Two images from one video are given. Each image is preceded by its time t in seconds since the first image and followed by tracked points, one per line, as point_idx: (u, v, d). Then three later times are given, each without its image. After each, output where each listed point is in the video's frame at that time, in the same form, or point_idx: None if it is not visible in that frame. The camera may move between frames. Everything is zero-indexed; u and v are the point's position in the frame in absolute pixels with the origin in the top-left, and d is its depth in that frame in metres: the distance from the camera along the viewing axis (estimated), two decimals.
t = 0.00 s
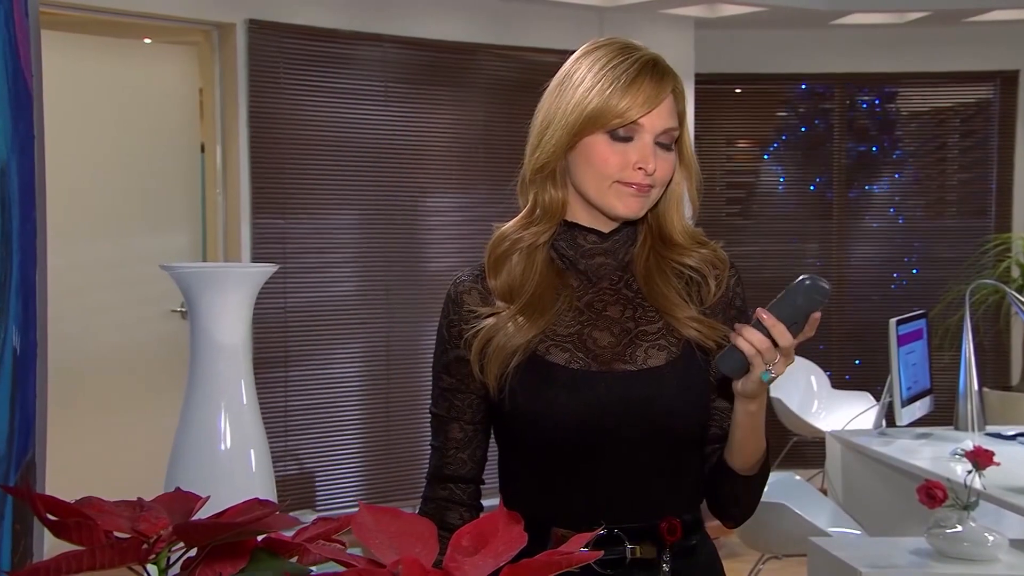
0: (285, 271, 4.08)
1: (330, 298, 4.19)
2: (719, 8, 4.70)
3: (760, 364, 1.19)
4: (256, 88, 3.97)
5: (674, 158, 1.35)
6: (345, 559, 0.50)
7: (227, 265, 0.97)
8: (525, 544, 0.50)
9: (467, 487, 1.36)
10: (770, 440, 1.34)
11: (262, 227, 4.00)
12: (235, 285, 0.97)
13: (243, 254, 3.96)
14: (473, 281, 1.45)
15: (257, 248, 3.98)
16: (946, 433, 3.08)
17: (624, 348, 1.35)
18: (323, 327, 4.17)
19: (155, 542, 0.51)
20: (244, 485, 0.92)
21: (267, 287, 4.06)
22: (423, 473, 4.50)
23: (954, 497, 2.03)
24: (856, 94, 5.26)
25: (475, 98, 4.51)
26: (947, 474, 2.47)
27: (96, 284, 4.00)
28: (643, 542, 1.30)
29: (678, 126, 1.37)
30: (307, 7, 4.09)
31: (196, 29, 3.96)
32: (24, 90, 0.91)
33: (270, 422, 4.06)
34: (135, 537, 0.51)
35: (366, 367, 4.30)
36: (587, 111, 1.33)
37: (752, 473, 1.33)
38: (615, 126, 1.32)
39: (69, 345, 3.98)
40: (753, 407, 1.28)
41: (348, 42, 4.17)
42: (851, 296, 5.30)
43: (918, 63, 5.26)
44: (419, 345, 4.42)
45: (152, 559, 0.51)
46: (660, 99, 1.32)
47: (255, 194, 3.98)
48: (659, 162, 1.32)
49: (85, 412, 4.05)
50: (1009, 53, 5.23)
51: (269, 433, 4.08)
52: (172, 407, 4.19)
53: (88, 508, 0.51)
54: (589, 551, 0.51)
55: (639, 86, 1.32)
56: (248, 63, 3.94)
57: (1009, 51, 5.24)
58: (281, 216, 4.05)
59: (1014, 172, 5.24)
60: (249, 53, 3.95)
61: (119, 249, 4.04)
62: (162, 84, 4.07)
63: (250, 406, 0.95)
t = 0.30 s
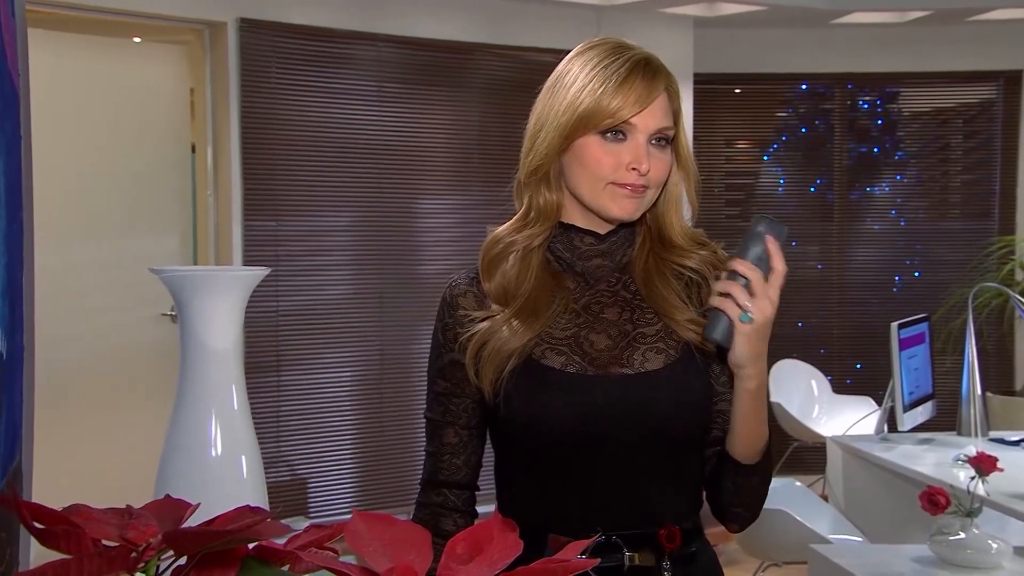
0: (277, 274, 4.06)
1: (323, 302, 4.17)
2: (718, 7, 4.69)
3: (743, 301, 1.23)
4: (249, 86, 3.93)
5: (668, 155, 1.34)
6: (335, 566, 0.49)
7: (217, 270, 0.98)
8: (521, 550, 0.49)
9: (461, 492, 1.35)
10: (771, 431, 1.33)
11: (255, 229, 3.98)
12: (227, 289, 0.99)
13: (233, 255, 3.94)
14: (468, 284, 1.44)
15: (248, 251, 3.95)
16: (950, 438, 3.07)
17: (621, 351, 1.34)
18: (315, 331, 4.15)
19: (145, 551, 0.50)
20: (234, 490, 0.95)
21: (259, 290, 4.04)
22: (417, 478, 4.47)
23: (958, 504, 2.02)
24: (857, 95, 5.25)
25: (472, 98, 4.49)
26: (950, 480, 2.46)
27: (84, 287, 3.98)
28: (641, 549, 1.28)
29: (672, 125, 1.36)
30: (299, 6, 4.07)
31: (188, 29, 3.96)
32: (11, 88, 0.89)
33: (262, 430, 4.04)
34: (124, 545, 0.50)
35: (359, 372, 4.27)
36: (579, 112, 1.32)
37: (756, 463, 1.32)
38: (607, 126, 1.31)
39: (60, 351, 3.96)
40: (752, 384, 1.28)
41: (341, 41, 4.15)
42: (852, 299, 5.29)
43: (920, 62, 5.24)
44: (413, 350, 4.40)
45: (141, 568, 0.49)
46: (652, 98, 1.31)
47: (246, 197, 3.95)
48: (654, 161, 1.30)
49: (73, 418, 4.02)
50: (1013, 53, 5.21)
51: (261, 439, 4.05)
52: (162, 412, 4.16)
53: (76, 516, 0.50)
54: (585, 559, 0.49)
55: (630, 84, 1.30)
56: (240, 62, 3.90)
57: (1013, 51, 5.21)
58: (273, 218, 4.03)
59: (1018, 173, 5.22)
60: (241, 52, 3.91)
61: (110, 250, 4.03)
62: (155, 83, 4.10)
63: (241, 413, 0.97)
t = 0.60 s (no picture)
0: (267, 276, 4.04)
1: (315, 304, 4.15)
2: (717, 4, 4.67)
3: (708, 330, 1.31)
4: (237, 84, 3.93)
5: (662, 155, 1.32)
6: None
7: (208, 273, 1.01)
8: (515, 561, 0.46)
9: (454, 498, 1.33)
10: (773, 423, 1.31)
11: (245, 230, 3.97)
12: (220, 291, 1.02)
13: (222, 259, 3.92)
14: (461, 286, 1.42)
15: (238, 253, 3.95)
16: (952, 443, 3.05)
17: (616, 353, 1.33)
18: (306, 334, 4.13)
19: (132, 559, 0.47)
20: (225, 493, 0.99)
21: (249, 293, 4.01)
22: (410, 482, 4.46)
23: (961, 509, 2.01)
24: (856, 93, 5.22)
25: (466, 97, 4.47)
26: (953, 486, 2.45)
27: (81, 289, 3.94)
28: (639, 556, 1.26)
29: (666, 125, 1.34)
30: (290, 4, 4.05)
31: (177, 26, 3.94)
32: None
33: (253, 434, 4.02)
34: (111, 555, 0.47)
35: (352, 375, 4.25)
36: (570, 112, 1.30)
37: (759, 454, 1.30)
38: (600, 127, 1.29)
39: (47, 356, 3.91)
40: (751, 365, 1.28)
41: (332, 39, 4.14)
42: (853, 300, 5.28)
43: (922, 61, 5.22)
44: (405, 352, 4.39)
45: None
46: (645, 97, 1.29)
47: (236, 201, 3.95)
48: (647, 162, 1.29)
49: (59, 425, 3.97)
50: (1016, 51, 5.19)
51: (252, 444, 4.03)
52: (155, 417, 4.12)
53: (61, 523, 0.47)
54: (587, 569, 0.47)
55: (621, 83, 1.29)
56: (229, 61, 3.90)
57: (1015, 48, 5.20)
58: (264, 219, 4.02)
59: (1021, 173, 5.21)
60: (230, 50, 3.90)
61: (97, 252, 3.97)
62: (140, 81, 4.03)
63: (230, 418, 1.01)
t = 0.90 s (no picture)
0: (259, 278, 4.03)
1: (308, 306, 4.14)
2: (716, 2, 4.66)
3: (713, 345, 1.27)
4: (226, 82, 3.90)
5: (656, 154, 1.31)
6: None
7: (199, 274, 1.01)
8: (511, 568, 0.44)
9: (447, 505, 1.32)
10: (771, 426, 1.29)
11: (236, 232, 3.94)
12: (213, 294, 1.02)
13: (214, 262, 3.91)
14: (453, 289, 1.41)
15: (228, 256, 3.92)
16: (956, 449, 3.04)
17: (610, 357, 1.32)
18: (298, 338, 4.11)
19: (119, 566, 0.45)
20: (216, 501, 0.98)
21: (240, 295, 3.99)
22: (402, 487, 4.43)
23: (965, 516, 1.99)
24: (859, 92, 5.22)
25: (462, 96, 4.45)
26: (956, 492, 2.44)
27: (79, 289, 3.90)
28: (633, 563, 1.24)
29: (660, 124, 1.33)
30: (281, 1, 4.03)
31: (167, 23, 3.90)
32: None
33: (243, 440, 3.99)
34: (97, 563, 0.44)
35: (344, 379, 4.24)
36: (563, 112, 1.29)
37: (757, 458, 1.28)
38: (593, 127, 1.28)
39: (40, 358, 3.86)
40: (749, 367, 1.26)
41: (324, 37, 4.12)
42: (853, 303, 5.26)
43: (926, 59, 5.19)
44: (399, 356, 4.37)
45: None
46: (639, 97, 1.28)
47: (226, 204, 3.92)
48: (641, 162, 1.27)
49: (60, 424, 3.93)
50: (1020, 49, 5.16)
51: (243, 448, 4.00)
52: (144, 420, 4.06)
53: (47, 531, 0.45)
54: None
55: (615, 82, 1.27)
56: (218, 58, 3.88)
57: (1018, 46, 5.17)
58: (255, 221, 4.00)
59: None
60: (220, 48, 3.89)
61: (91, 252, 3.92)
62: (127, 79, 3.96)
63: (220, 423, 1.01)
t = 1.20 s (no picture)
0: (250, 280, 4.01)
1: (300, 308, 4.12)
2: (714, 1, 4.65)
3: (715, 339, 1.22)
4: (217, 80, 3.88)
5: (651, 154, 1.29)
6: None
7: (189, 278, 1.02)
8: None
9: (440, 512, 1.31)
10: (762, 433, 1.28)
11: (228, 234, 3.93)
12: (202, 297, 1.03)
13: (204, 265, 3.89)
14: (444, 293, 1.41)
15: (218, 257, 3.90)
16: (959, 456, 3.02)
17: (604, 363, 1.30)
18: (290, 341, 4.09)
19: None
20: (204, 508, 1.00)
21: (231, 296, 3.98)
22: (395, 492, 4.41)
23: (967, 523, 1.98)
24: (861, 91, 5.21)
25: (455, 97, 4.44)
26: (959, 498, 2.43)
27: (75, 290, 3.81)
28: (626, 571, 1.23)
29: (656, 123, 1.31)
30: None
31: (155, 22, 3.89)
32: None
33: (233, 445, 3.98)
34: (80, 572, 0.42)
35: (336, 383, 4.21)
36: (558, 113, 1.28)
37: (748, 464, 1.27)
38: (588, 126, 1.26)
39: (36, 358, 3.74)
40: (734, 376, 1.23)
41: (317, 36, 4.11)
42: (853, 305, 5.24)
43: (929, 59, 5.18)
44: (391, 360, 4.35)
45: None
46: (634, 95, 1.26)
47: (215, 204, 3.90)
48: (637, 162, 1.26)
49: (59, 423, 3.82)
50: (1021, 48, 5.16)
51: (232, 454, 3.99)
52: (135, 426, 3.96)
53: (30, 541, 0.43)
54: None
55: (609, 81, 1.26)
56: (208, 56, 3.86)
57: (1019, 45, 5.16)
58: (246, 223, 3.99)
59: None
60: (210, 47, 3.86)
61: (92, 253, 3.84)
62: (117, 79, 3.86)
63: (210, 429, 1.02)
